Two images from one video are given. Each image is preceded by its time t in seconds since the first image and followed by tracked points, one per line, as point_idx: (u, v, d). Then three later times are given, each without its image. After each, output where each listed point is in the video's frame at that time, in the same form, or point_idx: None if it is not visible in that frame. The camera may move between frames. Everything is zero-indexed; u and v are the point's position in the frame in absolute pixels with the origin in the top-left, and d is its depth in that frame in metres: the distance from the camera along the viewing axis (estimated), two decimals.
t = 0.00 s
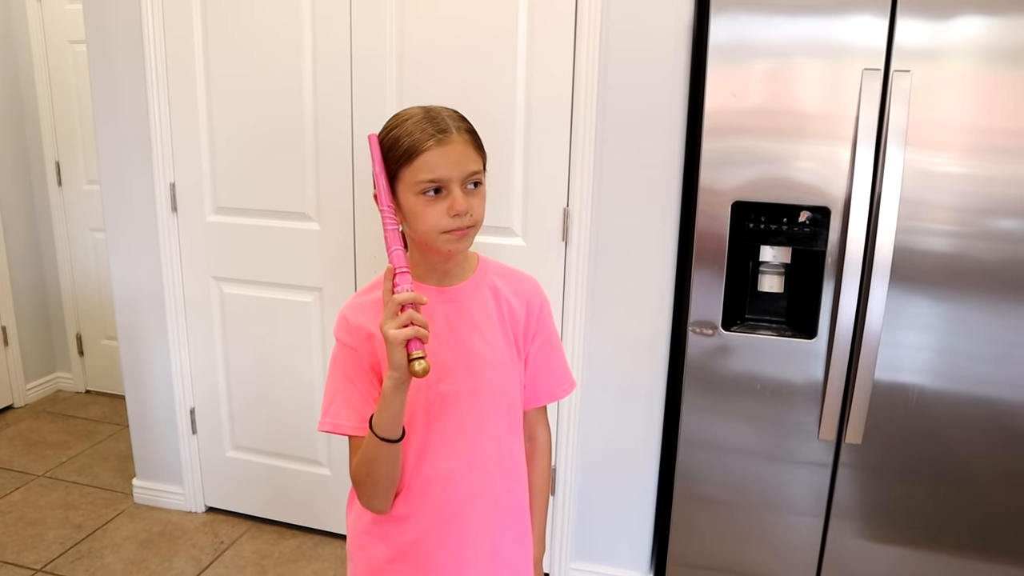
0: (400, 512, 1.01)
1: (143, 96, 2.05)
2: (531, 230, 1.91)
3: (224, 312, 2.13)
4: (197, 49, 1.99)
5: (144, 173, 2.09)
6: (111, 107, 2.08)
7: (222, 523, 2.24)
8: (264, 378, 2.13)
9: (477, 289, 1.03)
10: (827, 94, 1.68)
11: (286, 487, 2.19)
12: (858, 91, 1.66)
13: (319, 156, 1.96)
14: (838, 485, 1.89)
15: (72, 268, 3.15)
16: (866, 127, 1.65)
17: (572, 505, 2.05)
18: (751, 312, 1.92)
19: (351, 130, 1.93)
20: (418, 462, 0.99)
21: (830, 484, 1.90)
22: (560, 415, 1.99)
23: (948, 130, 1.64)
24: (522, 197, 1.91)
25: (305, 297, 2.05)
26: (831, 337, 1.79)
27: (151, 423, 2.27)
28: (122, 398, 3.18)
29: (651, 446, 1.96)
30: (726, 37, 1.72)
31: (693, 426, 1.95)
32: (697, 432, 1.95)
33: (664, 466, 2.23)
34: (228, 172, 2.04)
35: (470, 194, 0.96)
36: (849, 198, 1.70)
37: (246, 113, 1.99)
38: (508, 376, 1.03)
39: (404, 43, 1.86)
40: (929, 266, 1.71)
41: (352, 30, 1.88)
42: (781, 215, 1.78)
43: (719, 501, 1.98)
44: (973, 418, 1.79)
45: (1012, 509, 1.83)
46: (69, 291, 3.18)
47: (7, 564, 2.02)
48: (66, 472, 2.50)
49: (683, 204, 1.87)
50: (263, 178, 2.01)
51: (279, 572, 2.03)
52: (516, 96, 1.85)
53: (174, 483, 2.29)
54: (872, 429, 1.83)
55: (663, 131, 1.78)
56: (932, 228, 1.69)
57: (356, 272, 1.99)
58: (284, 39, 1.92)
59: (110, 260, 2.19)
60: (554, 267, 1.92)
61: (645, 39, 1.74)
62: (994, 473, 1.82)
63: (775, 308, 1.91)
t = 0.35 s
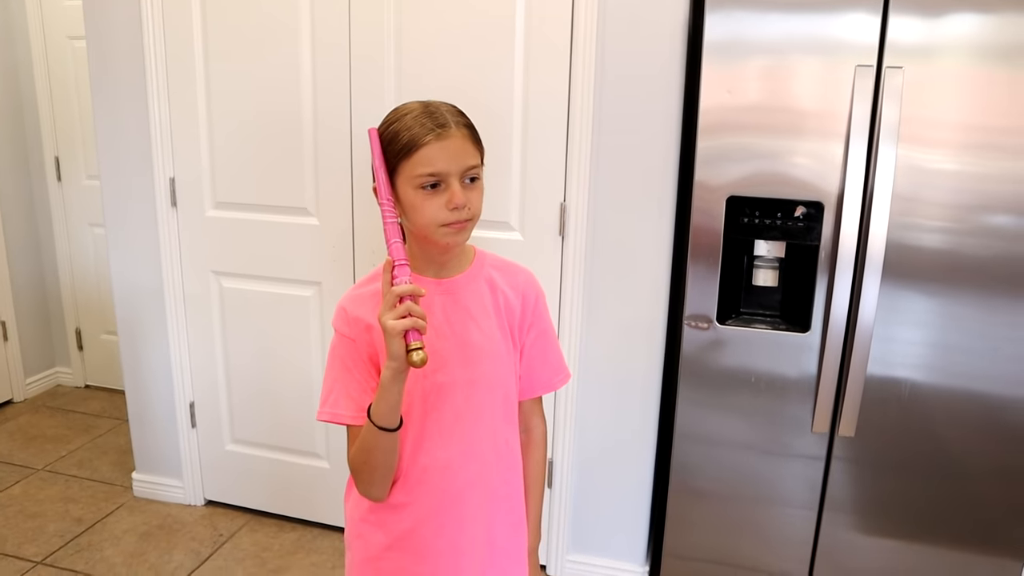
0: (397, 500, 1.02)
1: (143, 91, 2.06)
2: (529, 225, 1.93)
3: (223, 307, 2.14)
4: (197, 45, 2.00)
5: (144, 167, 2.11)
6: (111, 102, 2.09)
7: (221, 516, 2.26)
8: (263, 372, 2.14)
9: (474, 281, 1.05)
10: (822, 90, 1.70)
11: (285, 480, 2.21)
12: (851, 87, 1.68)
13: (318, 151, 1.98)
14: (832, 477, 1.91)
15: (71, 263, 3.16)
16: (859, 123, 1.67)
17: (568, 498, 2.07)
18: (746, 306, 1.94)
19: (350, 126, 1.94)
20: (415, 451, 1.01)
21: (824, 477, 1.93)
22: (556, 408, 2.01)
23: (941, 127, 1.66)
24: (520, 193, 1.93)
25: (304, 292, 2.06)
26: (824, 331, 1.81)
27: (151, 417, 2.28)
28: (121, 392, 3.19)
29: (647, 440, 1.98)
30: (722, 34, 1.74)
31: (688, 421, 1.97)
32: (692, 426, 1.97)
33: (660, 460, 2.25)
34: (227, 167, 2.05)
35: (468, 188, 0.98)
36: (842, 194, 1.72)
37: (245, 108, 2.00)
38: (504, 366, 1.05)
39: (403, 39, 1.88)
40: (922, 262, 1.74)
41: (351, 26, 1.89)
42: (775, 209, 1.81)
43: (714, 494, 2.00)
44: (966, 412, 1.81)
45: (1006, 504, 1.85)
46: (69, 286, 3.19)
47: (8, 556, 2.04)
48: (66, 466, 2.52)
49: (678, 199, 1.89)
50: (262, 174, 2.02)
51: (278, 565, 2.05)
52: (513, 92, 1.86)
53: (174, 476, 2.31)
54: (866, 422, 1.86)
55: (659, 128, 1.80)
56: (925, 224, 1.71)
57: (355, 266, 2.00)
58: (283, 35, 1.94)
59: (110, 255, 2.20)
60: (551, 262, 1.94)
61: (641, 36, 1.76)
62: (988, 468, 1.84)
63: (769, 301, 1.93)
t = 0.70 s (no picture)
0: (398, 486, 1.04)
1: (145, 85, 2.07)
2: (528, 218, 1.95)
3: (225, 300, 2.16)
4: (197, 39, 2.02)
5: (146, 161, 2.12)
6: (113, 95, 2.11)
7: (223, 508, 2.28)
8: (265, 365, 2.16)
9: (473, 271, 1.06)
10: (818, 85, 1.71)
11: (287, 472, 2.23)
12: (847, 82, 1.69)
13: (319, 145, 1.99)
14: (828, 469, 1.93)
15: (73, 257, 3.18)
16: (855, 117, 1.69)
17: (567, 488, 2.09)
18: (743, 299, 1.96)
19: (351, 120, 1.96)
20: (416, 438, 1.03)
21: (821, 469, 1.94)
22: (555, 400, 2.03)
23: (938, 122, 1.68)
24: (519, 187, 1.94)
25: (305, 285, 2.08)
26: (820, 323, 1.83)
27: (153, 410, 2.30)
28: (123, 386, 3.21)
29: (645, 432, 2.00)
30: (719, 29, 1.75)
31: (686, 413, 1.99)
32: (689, 418, 1.99)
33: (659, 451, 2.27)
34: (228, 161, 2.07)
35: (468, 180, 0.99)
36: (838, 187, 1.73)
37: (246, 103, 2.01)
38: (502, 355, 1.07)
39: (403, 34, 1.89)
40: (917, 255, 1.75)
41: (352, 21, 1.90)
42: (772, 203, 1.83)
43: (711, 486, 2.02)
44: (962, 404, 1.83)
45: (1002, 496, 1.87)
46: (71, 280, 3.21)
47: (11, 547, 2.06)
48: (68, 458, 2.54)
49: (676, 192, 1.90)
50: (263, 167, 2.04)
51: (279, 555, 2.07)
52: (513, 87, 1.88)
53: (176, 468, 2.33)
54: (862, 414, 1.87)
55: (657, 122, 1.81)
56: (921, 217, 1.73)
57: (355, 259, 2.02)
58: (284, 30, 1.95)
59: (112, 248, 2.22)
60: (550, 255, 1.95)
61: (639, 31, 1.77)
62: (984, 461, 1.86)
63: (766, 294, 1.95)
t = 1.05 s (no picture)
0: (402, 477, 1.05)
1: (147, 81, 2.08)
2: (529, 213, 1.96)
3: (227, 295, 2.17)
4: (200, 34, 2.02)
5: (148, 157, 2.13)
6: (115, 91, 2.11)
7: (225, 502, 2.29)
8: (267, 360, 2.17)
9: (475, 264, 1.07)
10: (818, 81, 1.72)
11: (289, 467, 2.24)
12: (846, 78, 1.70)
13: (320, 141, 2.00)
14: (827, 463, 1.94)
15: (75, 253, 3.19)
16: (854, 113, 1.70)
17: (569, 482, 2.11)
18: (743, 294, 1.97)
19: (353, 117, 1.97)
20: (419, 430, 1.04)
21: (820, 464, 1.96)
22: (556, 395, 2.04)
23: (937, 119, 1.69)
24: (520, 182, 1.95)
25: (306, 280, 2.09)
26: (820, 318, 1.84)
27: (156, 404, 2.31)
28: (124, 381, 3.22)
29: (645, 427, 2.01)
30: (720, 26, 1.76)
31: (686, 409, 2.00)
32: (689, 413, 2.00)
33: (659, 446, 2.28)
34: (230, 157, 2.08)
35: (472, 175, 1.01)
36: (838, 182, 1.74)
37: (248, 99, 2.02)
38: (504, 346, 1.08)
39: (405, 30, 1.90)
40: (917, 250, 1.76)
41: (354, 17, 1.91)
42: (772, 198, 1.83)
43: (711, 480, 2.03)
44: (961, 399, 1.84)
45: (1000, 490, 1.88)
46: (73, 276, 3.22)
47: (15, 541, 2.07)
48: (71, 453, 2.55)
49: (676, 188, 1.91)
50: (266, 163, 2.05)
51: (282, 549, 2.08)
52: (514, 83, 1.89)
53: (178, 463, 2.34)
54: (861, 408, 1.88)
55: (658, 119, 1.82)
56: (920, 213, 1.74)
57: (357, 255, 2.03)
58: (286, 26, 1.96)
59: (114, 243, 2.23)
60: (551, 251, 1.96)
61: (640, 27, 1.78)
62: (983, 456, 1.87)
63: (766, 289, 1.95)
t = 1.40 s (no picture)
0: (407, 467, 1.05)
1: (154, 77, 2.09)
2: (534, 208, 1.96)
3: (233, 289, 2.18)
4: (207, 30, 2.03)
5: (155, 152, 2.14)
6: (123, 86, 2.12)
7: (231, 496, 2.30)
8: (273, 355, 2.18)
9: (478, 254, 1.07)
10: (825, 77, 1.72)
11: (294, 461, 2.25)
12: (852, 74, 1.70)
13: (326, 137, 2.01)
14: (832, 458, 1.94)
15: (83, 248, 3.20)
16: (860, 109, 1.69)
17: (574, 477, 2.11)
18: (749, 288, 1.96)
19: (359, 112, 1.97)
20: (424, 421, 1.04)
21: (825, 459, 1.95)
22: (562, 391, 2.05)
23: (944, 115, 1.68)
24: (526, 177, 1.95)
25: (312, 275, 2.10)
26: (825, 313, 1.84)
27: (162, 399, 2.32)
28: (131, 376, 3.23)
29: (650, 422, 2.01)
30: (726, 21, 1.76)
31: (691, 404, 2.00)
32: (695, 409, 2.00)
33: (664, 441, 2.28)
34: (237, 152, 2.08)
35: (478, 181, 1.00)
36: (843, 177, 1.74)
37: (255, 95, 2.03)
38: (508, 336, 1.08)
39: (411, 26, 1.90)
40: (923, 246, 1.76)
41: (360, 13, 1.92)
42: (777, 192, 1.83)
43: (716, 476, 2.03)
44: (967, 395, 1.84)
45: (1006, 487, 1.88)
46: (80, 271, 3.23)
47: (23, 534, 2.08)
48: (79, 447, 2.56)
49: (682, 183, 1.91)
50: (272, 159, 2.05)
51: (287, 543, 2.09)
52: (520, 79, 1.89)
53: (185, 457, 2.35)
54: (866, 404, 1.88)
55: (663, 115, 1.82)
56: (926, 209, 1.74)
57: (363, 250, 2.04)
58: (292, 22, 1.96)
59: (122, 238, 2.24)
60: (556, 246, 1.97)
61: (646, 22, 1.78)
62: (989, 452, 1.87)
63: (772, 284, 1.94)
